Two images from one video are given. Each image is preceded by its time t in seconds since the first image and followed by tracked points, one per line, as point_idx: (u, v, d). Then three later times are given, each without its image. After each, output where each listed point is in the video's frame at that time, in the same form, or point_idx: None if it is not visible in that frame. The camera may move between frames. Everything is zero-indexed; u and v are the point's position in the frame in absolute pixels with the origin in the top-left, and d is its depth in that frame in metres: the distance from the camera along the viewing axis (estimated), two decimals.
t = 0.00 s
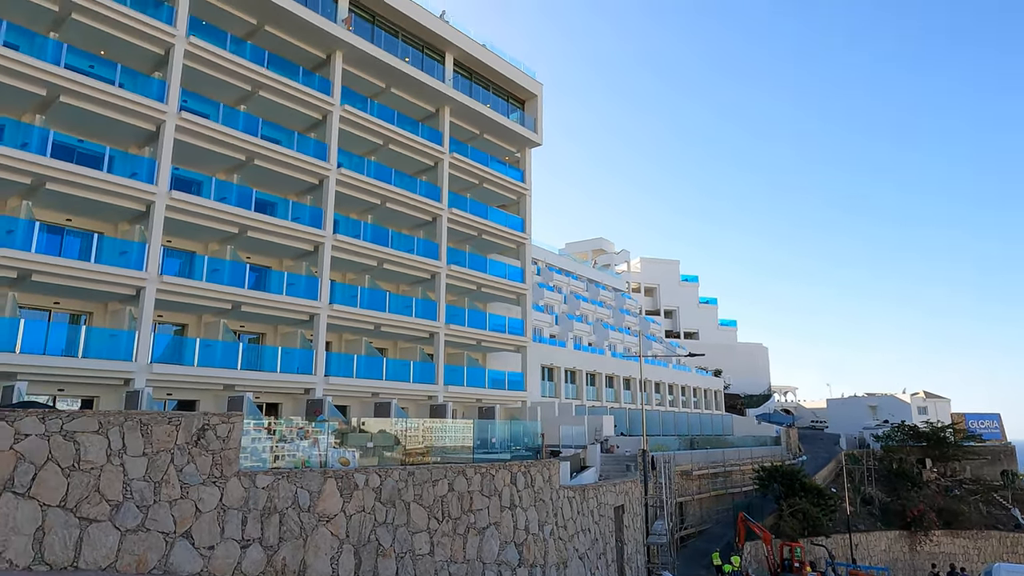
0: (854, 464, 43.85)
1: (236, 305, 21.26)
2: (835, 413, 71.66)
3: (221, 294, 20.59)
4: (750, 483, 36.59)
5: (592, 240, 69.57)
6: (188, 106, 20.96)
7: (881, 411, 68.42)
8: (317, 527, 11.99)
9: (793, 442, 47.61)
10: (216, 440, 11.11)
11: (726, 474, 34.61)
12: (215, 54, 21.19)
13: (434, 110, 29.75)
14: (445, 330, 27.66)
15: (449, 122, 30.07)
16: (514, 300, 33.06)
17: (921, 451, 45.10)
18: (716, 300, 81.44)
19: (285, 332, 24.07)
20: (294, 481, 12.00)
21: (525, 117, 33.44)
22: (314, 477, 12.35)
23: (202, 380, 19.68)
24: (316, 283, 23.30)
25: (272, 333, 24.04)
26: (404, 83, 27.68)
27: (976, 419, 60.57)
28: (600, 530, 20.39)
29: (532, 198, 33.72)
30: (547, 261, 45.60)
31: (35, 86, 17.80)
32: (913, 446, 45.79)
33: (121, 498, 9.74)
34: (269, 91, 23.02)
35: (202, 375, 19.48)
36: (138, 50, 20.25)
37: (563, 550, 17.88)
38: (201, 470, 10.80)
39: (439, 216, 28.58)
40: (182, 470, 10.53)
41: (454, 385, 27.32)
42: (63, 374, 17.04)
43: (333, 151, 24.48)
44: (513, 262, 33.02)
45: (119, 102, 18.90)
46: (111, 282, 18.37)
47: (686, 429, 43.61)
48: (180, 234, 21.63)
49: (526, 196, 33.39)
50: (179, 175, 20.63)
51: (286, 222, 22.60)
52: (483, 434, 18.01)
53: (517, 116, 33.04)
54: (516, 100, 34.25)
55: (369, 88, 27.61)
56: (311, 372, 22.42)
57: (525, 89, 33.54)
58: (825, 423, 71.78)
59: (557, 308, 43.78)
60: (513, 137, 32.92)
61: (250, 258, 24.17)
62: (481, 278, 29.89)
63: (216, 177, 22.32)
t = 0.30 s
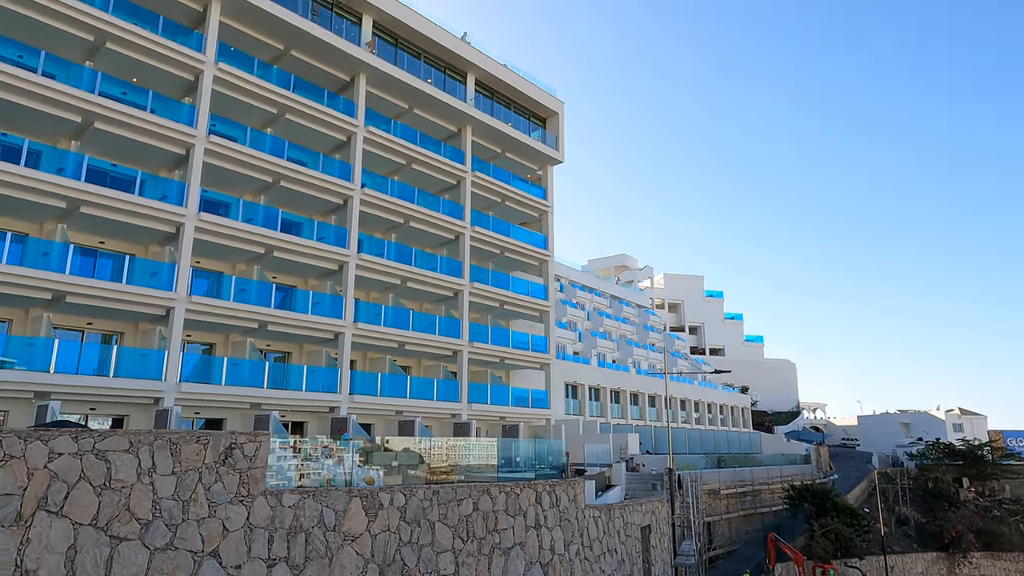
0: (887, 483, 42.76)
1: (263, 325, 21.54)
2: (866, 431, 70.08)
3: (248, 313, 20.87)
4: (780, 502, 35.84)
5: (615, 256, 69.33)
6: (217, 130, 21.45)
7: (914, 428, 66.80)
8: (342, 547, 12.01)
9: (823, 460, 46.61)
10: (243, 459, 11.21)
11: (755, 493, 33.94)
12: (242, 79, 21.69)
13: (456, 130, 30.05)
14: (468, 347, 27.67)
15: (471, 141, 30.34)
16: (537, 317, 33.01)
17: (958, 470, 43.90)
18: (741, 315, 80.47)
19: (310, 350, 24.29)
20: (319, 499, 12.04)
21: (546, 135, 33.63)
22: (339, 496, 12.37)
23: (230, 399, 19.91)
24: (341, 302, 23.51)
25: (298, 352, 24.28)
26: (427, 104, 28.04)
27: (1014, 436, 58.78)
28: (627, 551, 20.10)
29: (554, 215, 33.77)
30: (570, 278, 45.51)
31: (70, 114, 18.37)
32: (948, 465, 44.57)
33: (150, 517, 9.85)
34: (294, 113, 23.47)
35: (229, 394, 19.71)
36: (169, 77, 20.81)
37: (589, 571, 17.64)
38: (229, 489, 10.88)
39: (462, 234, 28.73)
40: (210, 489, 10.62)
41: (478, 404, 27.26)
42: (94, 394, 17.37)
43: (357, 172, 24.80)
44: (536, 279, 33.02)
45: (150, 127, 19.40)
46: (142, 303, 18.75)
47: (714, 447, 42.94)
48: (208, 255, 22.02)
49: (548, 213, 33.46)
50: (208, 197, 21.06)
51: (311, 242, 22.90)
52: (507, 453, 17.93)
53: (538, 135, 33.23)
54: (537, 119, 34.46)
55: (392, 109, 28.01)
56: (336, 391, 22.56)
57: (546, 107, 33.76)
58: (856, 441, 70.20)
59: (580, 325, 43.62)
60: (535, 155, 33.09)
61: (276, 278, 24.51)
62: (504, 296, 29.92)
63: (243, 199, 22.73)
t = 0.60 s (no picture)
0: (920, 502, 41.63)
1: (287, 344, 21.76)
2: (897, 448, 68.45)
3: (273, 333, 21.11)
4: (809, 522, 35.06)
5: (637, 272, 69.04)
6: (243, 153, 21.88)
7: (947, 445, 65.10)
8: (366, 566, 12.02)
9: (853, 478, 45.57)
10: (268, 478, 11.28)
11: (783, 512, 33.25)
12: (267, 103, 22.13)
13: (476, 149, 30.31)
14: (490, 365, 27.64)
15: (492, 160, 30.57)
16: (559, 335, 32.90)
17: (994, 489, 42.63)
18: (766, 331, 79.45)
19: (334, 369, 24.46)
20: (343, 519, 12.07)
21: (566, 153, 33.76)
22: (363, 516, 12.39)
23: (254, 418, 20.08)
24: (363, 321, 23.67)
25: (321, 371, 24.46)
26: (447, 124, 28.34)
27: None
28: (653, 572, 19.77)
29: (574, 232, 33.76)
30: (592, 295, 45.32)
31: (101, 139, 18.88)
32: (984, 483, 43.32)
33: (177, 536, 9.93)
34: (318, 136, 23.86)
35: (254, 413, 19.88)
36: (196, 102, 21.31)
37: None
38: (254, 508, 10.95)
39: (482, 252, 28.84)
40: (235, 508, 10.69)
41: (500, 422, 27.15)
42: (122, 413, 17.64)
43: (379, 192, 25.08)
44: (557, 296, 32.96)
45: (178, 150, 19.85)
46: (169, 323, 19.07)
47: (740, 465, 42.22)
48: (234, 275, 22.35)
49: (569, 230, 33.46)
50: (233, 218, 21.43)
51: (334, 261, 23.14)
52: (529, 472, 17.82)
53: (558, 152, 33.38)
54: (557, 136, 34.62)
55: (413, 129, 28.34)
56: (358, 410, 22.64)
57: (566, 125, 33.92)
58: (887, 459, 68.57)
59: (602, 342, 43.39)
60: (555, 173, 33.21)
61: (300, 297, 24.78)
62: (526, 313, 29.90)
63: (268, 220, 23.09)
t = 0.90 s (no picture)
0: (954, 521, 40.48)
1: (308, 363, 21.91)
2: (928, 466, 66.84)
3: (295, 351, 21.28)
4: (838, 541, 34.26)
5: (657, 288, 68.59)
6: (266, 174, 22.24)
7: (980, 463, 63.43)
8: None
9: (883, 497, 44.52)
10: (291, 497, 11.32)
11: (811, 532, 32.55)
12: (289, 125, 22.51)
13: (495, 167, 30.50)
14: (510, 383, 27.56)
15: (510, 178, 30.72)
16: (580, 352, 32.74)
17: None
18: (790, 347, 78.32)
19: (355, 388, 24.55)
20: (365, 538, 12.08)
21: (584, 170, 33.84)
22: (385, 535, 12.40)
23: (276, 437, 20.19)
24: (384, 340, 23.77)
25: (342, 389, 24.58)
26: (466, 143, 28.58)
27: None
28: None
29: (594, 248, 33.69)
30: (612, 311, 45.09)
31: (129, 163, 19.31)
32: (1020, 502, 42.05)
33: (201, 555, 9.97)
34: (339, 156, 24.20)
35: (276, 431, 20.00)
36: (220, 125, 21.76)
37: None
38: (277, 527, 10.99)
39: (502, 270, 28.89)
40: (258, 527, 10.74)
41: (521, 440, 27.00)
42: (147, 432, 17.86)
43: (399, 211, 25.30)
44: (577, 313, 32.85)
45: (202, 173, 20.23)
46: (194, 342, 19.31)
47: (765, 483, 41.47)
48: (257, 295, 22.62)
49: (588, 247, 33.41)
50: (256, 239, 21.73)
51: (355, 280, 23.32)
52: (550, 491, 17.76)
53: (576, 169, 33.49)
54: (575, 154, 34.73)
55: (432, 149, 28.62)
56: (379, 428, 22.66)
57: (583, 142, 34.02)
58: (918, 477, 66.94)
59: (623, 359, 43.09)
60: (573, 190, 33.28)
61: (322, 316, 24.99)
62: (546, 330, 29.84)
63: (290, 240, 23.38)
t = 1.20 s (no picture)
0: (988, 542, 39.31)
1: (328, 381, 22.01)
2: (959, 484, 65.16)
3: (315, 370, 21.40)
4: (867, 562, 33.41)
5: (676, 303, 68.13)
6: (286, 195, 22.55)
7: (1013, 481, 61.70)
8: None
9: (912, 516, 43.43)
10: (312, 516, 11.35)
11: (838, 552, 31.80)
12: (310, 147, 22.84)
13: (512, 185, 30.65)
14: (530, 401, 27.43)
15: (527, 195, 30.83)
16: (599, 369, 32.54)
17: None
18: (813, 362, 77.17)
19: (374, 406, 24.61)
20: (384, 559, 12.09)
21: (601, 186, 33.89)
22: (405, 556, 12.42)
23: (297, 456, 20.26)
24: (403, 358, 23.83)
25: (362, 408, 24.65)
26: (483, 162, 28.77)
27: None
28: None
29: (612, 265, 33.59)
30: (631, 328, 44.80)
31: (154, 186, 19.70)
32: None
33: None
34: (358, 177, 24.48)
35: (297, 450, 20.06)
36: (242, 148, 22.15)
37: None
38: (298, 547, 11.00)
39: (520, 287, 28.90)
40: (279, 547, 10.75)
41: (541, 458, 26.82)
42: (170, 451, 18.01)
43: (417, 229, 25.47)
44: (596, 330, 32.70)
45: (225, 194, 20.55)
46: (216, 362, 19.50)
47: (790, 502, 40.67)
48: (278, 314, 22.85)
49: (606, 263, 33.31)
50: (277, 259, 21.99)
51: (374, 299, 23.46)
52: (573, 509, 17.44)
53: (593, 186, 33.56)
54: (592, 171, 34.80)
55: (450, 168, 28.85)
56: (399, 447, 22.64)
57: (600, 159, 34.09)
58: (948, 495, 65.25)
59: (643, 376, 42.75)
60: (590, 207, 33.31)
61: (341, 335, 25.14)
62: (565, 347, 29.72)
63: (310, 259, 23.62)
